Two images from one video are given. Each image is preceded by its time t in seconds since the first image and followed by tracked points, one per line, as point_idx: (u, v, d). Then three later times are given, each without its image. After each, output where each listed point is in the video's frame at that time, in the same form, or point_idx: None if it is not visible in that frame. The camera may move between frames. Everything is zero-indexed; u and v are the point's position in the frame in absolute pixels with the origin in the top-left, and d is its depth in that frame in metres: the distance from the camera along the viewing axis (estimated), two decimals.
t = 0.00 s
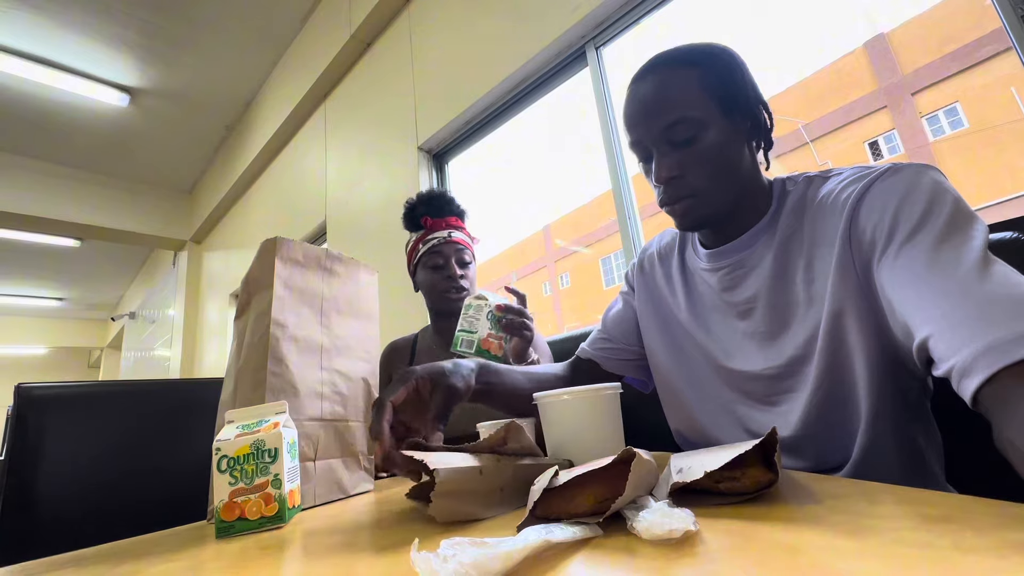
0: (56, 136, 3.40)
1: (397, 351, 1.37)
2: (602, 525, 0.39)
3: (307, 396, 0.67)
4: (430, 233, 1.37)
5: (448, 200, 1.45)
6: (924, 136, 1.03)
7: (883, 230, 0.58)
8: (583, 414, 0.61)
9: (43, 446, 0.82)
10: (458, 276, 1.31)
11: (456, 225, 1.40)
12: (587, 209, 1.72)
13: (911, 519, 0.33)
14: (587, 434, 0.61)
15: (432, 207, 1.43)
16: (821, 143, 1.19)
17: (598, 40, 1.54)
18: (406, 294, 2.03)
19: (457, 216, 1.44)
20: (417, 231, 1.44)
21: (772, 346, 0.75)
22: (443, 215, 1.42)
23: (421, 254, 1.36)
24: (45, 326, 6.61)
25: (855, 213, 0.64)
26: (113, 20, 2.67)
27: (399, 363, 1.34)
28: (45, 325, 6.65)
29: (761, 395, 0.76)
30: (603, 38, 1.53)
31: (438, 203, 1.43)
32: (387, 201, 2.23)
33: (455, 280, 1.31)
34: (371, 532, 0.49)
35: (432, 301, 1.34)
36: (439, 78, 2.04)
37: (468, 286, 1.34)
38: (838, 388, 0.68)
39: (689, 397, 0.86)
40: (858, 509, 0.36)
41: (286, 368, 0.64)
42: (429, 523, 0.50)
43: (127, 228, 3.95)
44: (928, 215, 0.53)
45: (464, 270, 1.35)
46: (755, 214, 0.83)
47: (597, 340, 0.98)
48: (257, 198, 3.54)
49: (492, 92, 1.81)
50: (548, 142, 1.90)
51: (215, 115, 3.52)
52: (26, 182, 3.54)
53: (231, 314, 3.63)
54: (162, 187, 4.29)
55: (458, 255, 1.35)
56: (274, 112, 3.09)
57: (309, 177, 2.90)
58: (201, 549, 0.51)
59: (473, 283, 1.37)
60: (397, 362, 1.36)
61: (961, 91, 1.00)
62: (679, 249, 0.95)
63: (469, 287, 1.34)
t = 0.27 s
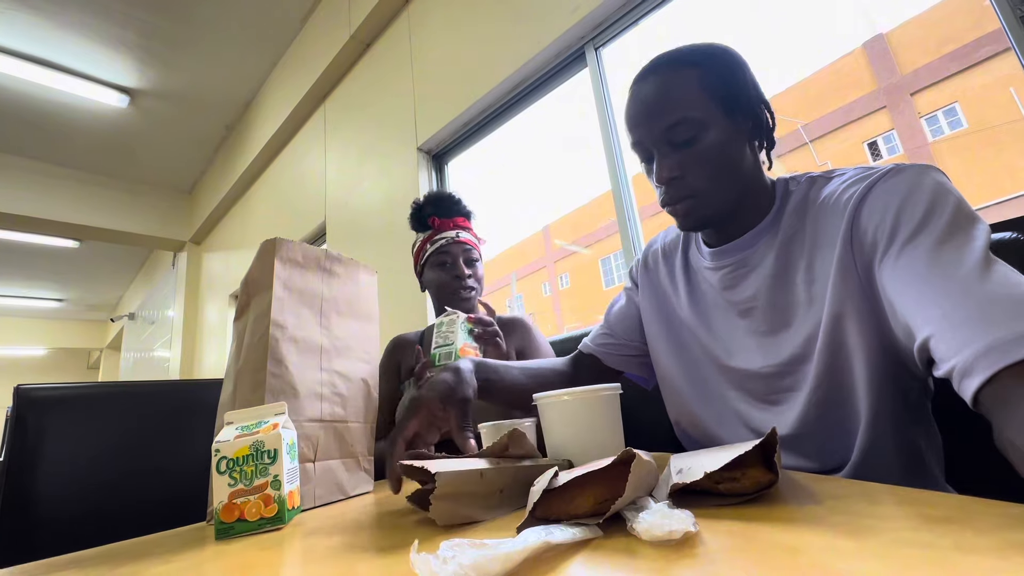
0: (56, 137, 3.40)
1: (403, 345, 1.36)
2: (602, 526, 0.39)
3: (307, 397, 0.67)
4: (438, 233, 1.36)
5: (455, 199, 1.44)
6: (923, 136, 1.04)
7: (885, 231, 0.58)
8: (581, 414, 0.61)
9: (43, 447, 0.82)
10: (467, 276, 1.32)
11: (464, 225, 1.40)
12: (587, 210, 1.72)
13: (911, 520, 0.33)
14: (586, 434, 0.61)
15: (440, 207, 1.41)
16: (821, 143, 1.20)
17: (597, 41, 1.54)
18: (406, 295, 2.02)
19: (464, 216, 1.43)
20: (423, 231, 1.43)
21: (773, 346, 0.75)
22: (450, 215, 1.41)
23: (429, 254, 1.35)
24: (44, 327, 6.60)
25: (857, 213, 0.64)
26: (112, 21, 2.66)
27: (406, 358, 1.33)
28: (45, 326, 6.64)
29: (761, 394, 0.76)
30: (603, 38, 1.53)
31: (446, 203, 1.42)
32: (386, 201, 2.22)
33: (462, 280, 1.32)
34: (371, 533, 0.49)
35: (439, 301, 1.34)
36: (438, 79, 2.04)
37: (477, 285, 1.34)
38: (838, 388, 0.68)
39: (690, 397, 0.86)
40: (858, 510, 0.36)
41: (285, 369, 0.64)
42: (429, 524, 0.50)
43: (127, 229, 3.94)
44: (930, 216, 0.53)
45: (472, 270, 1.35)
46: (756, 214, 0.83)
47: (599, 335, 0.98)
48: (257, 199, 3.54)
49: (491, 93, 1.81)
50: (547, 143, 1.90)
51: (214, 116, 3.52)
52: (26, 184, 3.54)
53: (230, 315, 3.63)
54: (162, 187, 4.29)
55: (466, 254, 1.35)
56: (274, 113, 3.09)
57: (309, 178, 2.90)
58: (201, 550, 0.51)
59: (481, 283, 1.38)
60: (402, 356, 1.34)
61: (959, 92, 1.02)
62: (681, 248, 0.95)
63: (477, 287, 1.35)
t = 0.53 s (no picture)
0: (56, 139, 3.40)
1: (409, 344, 1.35)
2: (601, 529, 0.39)
3: (306, 400, 0.67)
4: (448, 232, 1.35)
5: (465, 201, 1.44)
6: (922, 137, 1.04)
7: (888, 231, 0.58)
8: (582, 418, 0.61)
9: (42, 450, 0.81)
10: (477, 276, 1.31)
11: (473, 225, 1.40)
12: (586, 211, 1.72)
13: (911, 522, 0.33)
14: (586, 438, 0.61)
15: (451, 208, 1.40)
16: (820, 144, 1.19)
17: (596, 43, 1.54)
18: (406, 297, 2.02)
19: (473, 216, 1.43)
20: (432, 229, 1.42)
21: (774, 346, 0.75)
22: (461, 214, 1.41)
23: (438, 253, 1.34)
24: (44, 329, 6.60)
25: (860, 214, 0.64)
26: (112, 23, 2.67)
27: (411, 358, 1.32)
28: (46, 329, 6.65)
29: (762, 395, 0.76)
30: (601, 40, 1.54)
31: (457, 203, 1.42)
32: (386, 203, 2.23)
33: (473, 280, 1.31)
34: (370, 536, 0.49)
35: (447, 300, 1.33)
36: (437, 81, 2.04)
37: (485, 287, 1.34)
38: (839, 389, 0.68)
39: (691, 396, 0.86)
40: (859, 512, 0.36)
41: (285, 372, 0.64)
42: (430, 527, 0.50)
43: (127, 232, 3.95)
44: (933, 217, 0.53)
45: (482, 270, 1.35)
46: (758, 214, 0.83)
47: (605, 339, 0.98)
48: (256, 201, 3.54)
49: (491, 95, 1.81)
50: (547, 144, 1.90)
51: (214, 118, 3.53)
52: (27, 186, 3.54)
53: (230, 317, 3.63)
54: (161, 190, 4.30)
55: (476, 254, 1.35)
56: (273, 115, 3.09)
57: (308, 180, 2.90)
58: (200, 554, 0.51)
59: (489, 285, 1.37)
60: (406, 356, 1.33)
61: (959, 92, 1.01)
62: (684, 248, 0.95)
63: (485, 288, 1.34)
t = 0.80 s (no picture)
0: (55, 142, 3.40)
1: (413, 345, 1.35)
2: (601, 533, 0.39)
3: (306, 403, 0.67)
4: (457, 232, 1.35)
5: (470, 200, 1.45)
6: (921, 137, 1.03)
7: (891, 232, 0.58)
8: (584, 420, 0.61)
9: (42, 455, 0.80)
10: (489, 278, 1.31)
11: (481, 225, 1.40)
12: (586, 213, 1.72)
13: (912, 524, 0.33)
14: (587, 440, 0.61)
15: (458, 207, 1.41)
16: (818, 145, 1.19)
17: (595, 45, 1.55)
18: (406, 299, 2.02)
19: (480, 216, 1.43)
20: (438, 229, 1.41)
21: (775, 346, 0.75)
22: (468, 214, 1.41)
23: (447, 254, 1.32)
24: (44, 332, 6.60)
25: (863, 214, 0.64)
26: (112, 27, 2.67)
27: (414, 359, 1.31)
28: (47, 333, 6.66)
29: (762, 395, 0.76)
30: (600, 43, 1.54)
31: (465, 203, 1.42)
32: (385, 206, 2.23)
33: (485, 281, 1.31)
34: (370, 541, 0.49)
35: (456, 301, 1.32)
36: (437, 83, 2.05)
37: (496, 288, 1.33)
38: (841, 390, 0.68)
39: (691, 395, 0.86)
40: (859, 515, 0.36)
41: (284, 375, 0.64)
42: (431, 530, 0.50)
43: (126, 235, 3.94)
44: (937, 217, 0.53)
45: (492, 270, 1.34)
46: (758, 214, 0.83)
47: (611, 341, 0.98)
48: (256, 204, 3.54)
49: (490, 97, 1.81)
50: (546, 146, 1.91)
51: (213, 121, 3.53)
52: (27, 190, 3.54)
53: (229, 319, 3.63)
54: (161, 193, 4.30)
55: (486, 255, 1.34)
56: (273, 118, 3.09)
57: (308, 182, 2.91)
58: (200, 559, 0.51)
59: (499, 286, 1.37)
60: (410, 356, 1.33)
61: (958, 92, 1.00)
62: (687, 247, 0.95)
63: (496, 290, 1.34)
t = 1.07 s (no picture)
0: (54, 145, 3.41)
1: (415, 347, 1.34)
2: (602, 535, 0.39)
3: (306, 406, 0.67)
4: (460, 233, 1.36)
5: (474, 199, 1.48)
6: (919, 138, 1.03)
7: (891, 233, 0.58)
8: (585, 419, 0.61)
9: (40, 459, 0.79)
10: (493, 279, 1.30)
11: (484, 225, 1.40)
12: (585, 215, 1.73)
13: (912, 526, 0.33)
14: (587, 442, 0.61)
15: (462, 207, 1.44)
16: (817, 145, 1.18)
17: (594, 46, 1.55)
18: (405, 301, 2.02)
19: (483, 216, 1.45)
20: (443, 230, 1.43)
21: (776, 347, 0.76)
22: (472, 214, 1.43)
23: (451, 255, 1.32)
24: (44, 335, 6.60)
25: (863, 215, 0.64)
26: (111, 30, 2.68)
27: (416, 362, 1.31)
28: (47, 336, 6.66)
29: (763, 396, 0.76)
30: (599, 45, 1.55)
31: (469, 203, 1.44)
32: (385, 208, 2.23)
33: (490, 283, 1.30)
34: (369, 544, 0.49)
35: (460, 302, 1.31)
36: (436, 85, 2.05)
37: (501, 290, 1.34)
38: (841, 391, 0.68)
39: (692, 396, 0.87)
40: (859, 516, 0.36)
41: (283, 377, 0.64)
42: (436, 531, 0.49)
43: (125, 237, 3.94)
44: (937, 219, 0.53)
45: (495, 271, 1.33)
46: (757, 215, 0.83)
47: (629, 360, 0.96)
48: (255, 206, 3.54)
49: (489, 99, 1.82)
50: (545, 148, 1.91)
51: (212, 124, 3.53)
52: (26, 193, 3.54)
53: (229, 321, 3.63)
54: (160, 195, 4.30)
55: (489, 256, 1.34)
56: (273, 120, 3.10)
57: (308, 185, 2.91)
58: (199, 562, 0.51)
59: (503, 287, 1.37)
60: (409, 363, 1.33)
61: (957, 92, 0.99)
62: (689, 249, 0.95)
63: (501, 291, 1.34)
